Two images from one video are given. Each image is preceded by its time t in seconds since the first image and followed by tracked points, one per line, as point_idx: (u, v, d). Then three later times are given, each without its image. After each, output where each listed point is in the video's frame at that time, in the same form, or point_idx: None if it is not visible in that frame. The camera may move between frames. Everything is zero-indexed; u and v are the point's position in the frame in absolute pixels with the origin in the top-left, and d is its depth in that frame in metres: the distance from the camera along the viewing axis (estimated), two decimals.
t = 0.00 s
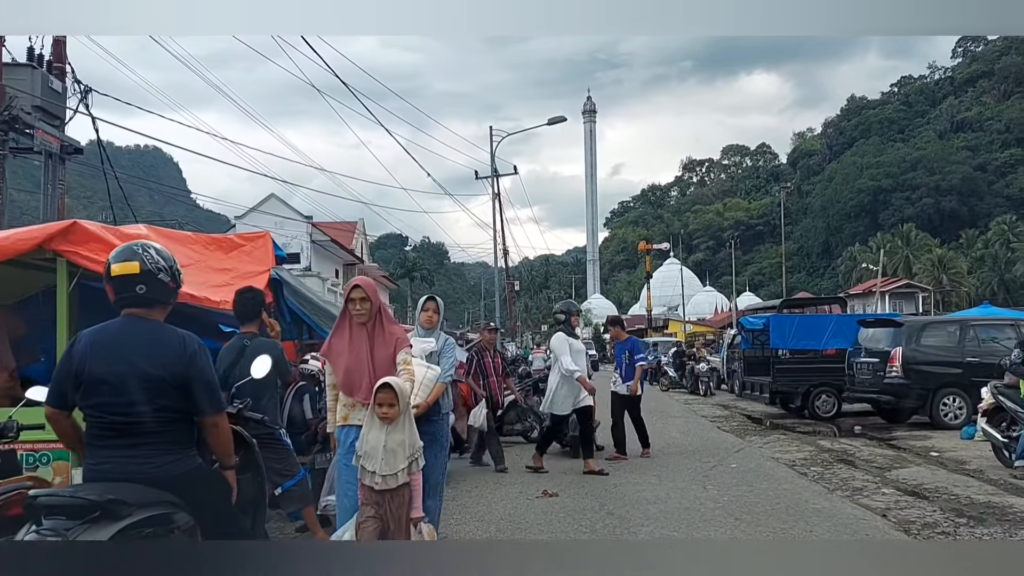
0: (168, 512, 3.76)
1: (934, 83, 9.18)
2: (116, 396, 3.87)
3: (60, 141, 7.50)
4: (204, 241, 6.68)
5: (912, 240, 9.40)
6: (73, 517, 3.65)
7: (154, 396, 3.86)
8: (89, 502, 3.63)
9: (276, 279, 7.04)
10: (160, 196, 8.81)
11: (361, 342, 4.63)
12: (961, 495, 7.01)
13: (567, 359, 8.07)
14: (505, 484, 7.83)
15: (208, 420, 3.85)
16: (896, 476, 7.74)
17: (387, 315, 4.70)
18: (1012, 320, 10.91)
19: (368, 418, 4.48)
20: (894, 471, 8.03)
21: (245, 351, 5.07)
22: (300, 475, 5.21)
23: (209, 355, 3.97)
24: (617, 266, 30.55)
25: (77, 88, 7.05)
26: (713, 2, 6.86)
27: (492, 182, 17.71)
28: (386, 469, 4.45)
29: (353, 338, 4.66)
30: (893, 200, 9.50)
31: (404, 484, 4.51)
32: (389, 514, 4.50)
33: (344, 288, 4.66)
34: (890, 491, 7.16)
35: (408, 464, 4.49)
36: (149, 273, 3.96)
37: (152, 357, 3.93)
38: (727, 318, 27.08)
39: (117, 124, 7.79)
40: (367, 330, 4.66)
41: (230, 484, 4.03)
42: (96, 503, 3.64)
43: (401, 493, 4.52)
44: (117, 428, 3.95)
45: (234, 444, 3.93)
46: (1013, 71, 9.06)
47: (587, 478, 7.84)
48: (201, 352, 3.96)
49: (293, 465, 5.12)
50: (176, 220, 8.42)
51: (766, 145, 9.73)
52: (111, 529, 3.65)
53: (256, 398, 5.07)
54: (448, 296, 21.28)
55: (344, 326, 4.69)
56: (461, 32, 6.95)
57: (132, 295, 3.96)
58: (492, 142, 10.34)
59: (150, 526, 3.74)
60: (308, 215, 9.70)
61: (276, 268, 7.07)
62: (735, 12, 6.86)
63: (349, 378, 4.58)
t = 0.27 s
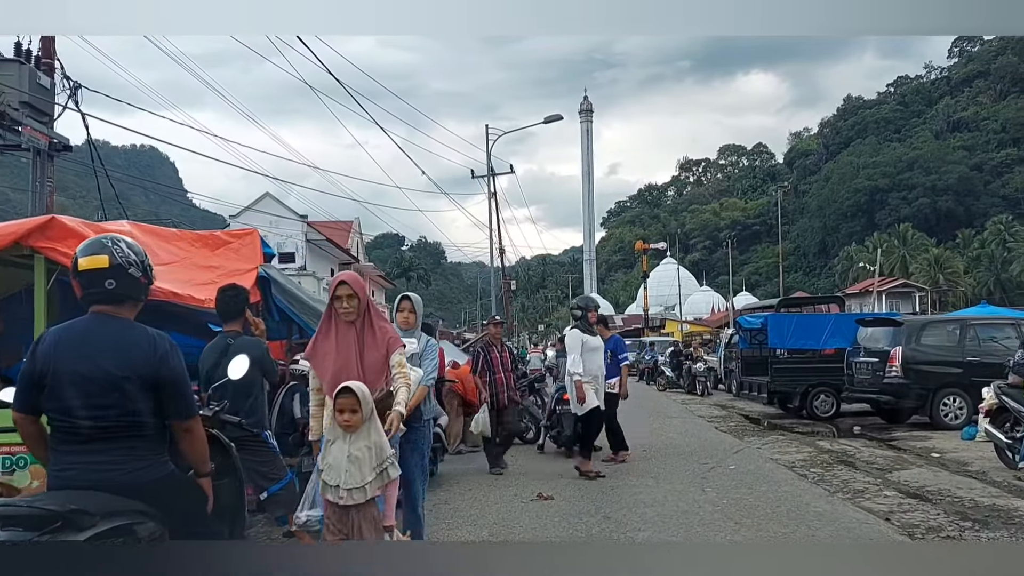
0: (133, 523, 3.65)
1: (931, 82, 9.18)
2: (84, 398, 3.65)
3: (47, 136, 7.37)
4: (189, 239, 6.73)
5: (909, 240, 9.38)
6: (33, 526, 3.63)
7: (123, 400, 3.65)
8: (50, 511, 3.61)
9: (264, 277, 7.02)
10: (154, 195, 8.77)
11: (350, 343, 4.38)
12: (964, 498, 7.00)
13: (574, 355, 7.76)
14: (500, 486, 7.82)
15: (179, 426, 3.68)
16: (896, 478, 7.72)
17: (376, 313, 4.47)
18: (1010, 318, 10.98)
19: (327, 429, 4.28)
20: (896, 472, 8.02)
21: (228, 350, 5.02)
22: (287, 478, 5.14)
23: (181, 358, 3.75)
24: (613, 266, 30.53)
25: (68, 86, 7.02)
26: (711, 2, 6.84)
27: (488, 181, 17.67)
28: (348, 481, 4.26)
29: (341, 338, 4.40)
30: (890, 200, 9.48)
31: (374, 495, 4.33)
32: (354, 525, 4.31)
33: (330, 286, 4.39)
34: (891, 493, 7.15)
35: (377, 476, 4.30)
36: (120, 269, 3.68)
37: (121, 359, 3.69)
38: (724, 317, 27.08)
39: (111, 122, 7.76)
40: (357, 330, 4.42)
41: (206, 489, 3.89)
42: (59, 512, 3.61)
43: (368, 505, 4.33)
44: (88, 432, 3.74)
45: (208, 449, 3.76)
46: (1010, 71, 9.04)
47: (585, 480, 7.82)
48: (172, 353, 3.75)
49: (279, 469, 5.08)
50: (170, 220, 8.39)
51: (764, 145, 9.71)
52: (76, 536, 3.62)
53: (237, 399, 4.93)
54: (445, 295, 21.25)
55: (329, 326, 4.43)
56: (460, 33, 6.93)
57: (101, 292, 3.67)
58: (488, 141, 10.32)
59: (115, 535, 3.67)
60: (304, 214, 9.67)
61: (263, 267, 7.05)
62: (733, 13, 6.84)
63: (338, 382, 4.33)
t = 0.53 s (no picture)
0: (98, 534, 3.32)
1: (928, 82, 9.15)
2: (43, 395, 3.32)
3: (38, 134, 7.24)
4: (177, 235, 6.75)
5: (906, 240, 9.37)
6: None
7: (90, 400, 3.30)
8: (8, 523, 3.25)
9: (253, 275, 6.95)
10: (149, 195, 8.72)
11: (343, 339, 4.04)
12: (969, 501, 6.99)
13: (586, 363, 7.47)
14: (497, 489, 7.79)
15: (151, 428, 3.33)
16: (897, 482, 7.69)
17: (373, 310, 4.13)
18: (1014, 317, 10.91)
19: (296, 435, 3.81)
20: (899, 474, 8.00)
21: (212, 350, 4.97)
22: (274, 485, 5.02)
23: (155, 358, 3.37)
24: (611, 266, 30.49)
25: (61, 84, 6.98)
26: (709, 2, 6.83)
27: (485, 181, 17.63)
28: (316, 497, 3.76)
29: (333, 334, 4.05)
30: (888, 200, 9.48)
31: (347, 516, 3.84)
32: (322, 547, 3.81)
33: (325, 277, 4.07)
34: (893, 496, 7.14)
35: (351, 493, 3.82)
36: (89, 262, 3.41)
37: (89, 356, 3.34)
38: (721, 317, 27.10)
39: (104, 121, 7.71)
40: (350, 326, 4.07)
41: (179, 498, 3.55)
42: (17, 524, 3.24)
43: (337, 524, 3.81)
44: (51, 436, 3.38)
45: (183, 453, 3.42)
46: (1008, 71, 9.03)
47: (583, 484, 7.78)
48: (147, 354, 3.36)
49: (266, 472, 5.00)
50: (165, 219, 8.34)
51: (761, 145, 9.69)
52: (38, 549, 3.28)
53: (221, 401, 4.80)
54: (442, 294, 21.22)
55: (321, 320, 4.08)
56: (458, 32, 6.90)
57: (69, 286, 3.40)
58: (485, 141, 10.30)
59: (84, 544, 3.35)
60: (299, 214, 9.62)
61: (255, 265, 6.99)
62: (731, 13, 6.83)
63: (327, 381, 3.96)
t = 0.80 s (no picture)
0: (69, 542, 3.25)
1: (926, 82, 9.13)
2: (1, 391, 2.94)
3: (29, 131, 7.23)
4: (166, 232, 6.77)
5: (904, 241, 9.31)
6: None
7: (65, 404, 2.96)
8: None
9: (242, 273, 6.80)
10: (143, 194, 8.66)
11: (323, 340, 3.64)
12: (974, 504, 6.97)
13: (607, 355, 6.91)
14: (494, 492, 7.76)
15: (129, 430, 3.08)
16: (906, 483, 7.67)
17: (358, 307, 3.70)
18: (1016, 317, 10.93)
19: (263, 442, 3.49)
20: (901, 476, 7.99)
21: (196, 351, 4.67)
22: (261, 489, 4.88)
23: (135, 357, 3.05)
24: (609, 266, 30.50)
25: (55, 82, 6.93)
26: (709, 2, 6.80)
27: (483, 181, 17.60)
28: (290, 509, 3.47)
29: (313, 334, 3.67)
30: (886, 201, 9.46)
31: (322, 532, 3.52)
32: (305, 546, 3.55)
33: (305, 271, 3.66)
34: (897, 499, 7.12)
35: (327, 505, 3.49)
36: (65, 256, 3.05)
37: (61, 355, 2.95)
38: (719, 317, 27.12)
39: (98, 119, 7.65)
40: (332, 326, 3.66)
41: (156, 506, 3.31)
42: None
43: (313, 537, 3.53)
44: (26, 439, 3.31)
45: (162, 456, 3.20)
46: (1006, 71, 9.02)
47: (580, 488, 7.75)
48: (125, 351, 3.03)
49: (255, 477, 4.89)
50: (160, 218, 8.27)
51: (759, 146, 9.65)
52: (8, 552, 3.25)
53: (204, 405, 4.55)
54: (440, 294, 21.18)
55: (301, 317, 3.69)
56: (456, 32, 6.87)
57: (43, 281, 3.02)
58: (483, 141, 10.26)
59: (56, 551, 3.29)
60: (296, 214, 9.57)
61: (243, 262, 6.83)
62: (730, 13, 6.81)
63: (305, 386, 3.61)
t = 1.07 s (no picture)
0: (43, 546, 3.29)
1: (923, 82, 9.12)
2: None
3: (20, 129, 7.20)
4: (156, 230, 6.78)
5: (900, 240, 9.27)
6: None
7: (42, 403, 3.24)
8: None
9: (234, 272, 6.85)
10: (139, 193, 8.64)
11: (297, 332, 3.61)
12: (977, 506, 6.97)
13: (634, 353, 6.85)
14: (489, 494, 7.75)
15: (106, 432, 3.30)
16: (908, 485, 7.70)
17: (334, 301, 3.67)
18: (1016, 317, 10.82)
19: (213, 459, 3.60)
20: (902, 477, 8.00)
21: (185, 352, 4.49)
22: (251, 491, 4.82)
23: (111, 353, 3.33)
24: (607, 266, 30.47)
25: (48, 79, 6.91)
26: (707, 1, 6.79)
27: (480, 180, 17.55)
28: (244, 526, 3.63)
29: (286, 326, 3.63)
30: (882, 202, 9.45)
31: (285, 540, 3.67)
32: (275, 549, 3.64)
33: (277, 265, 3.64)
34: (898, 501, 7.12)
35: (282, 520, 3.60)
36: (40, 251, 3.34)
37: (35, 353, 3.22)
38: (717, 317, 27.12)
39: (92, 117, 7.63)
40: (304, 318, 3.63)
41: (134, 510, 3.49)
42: None
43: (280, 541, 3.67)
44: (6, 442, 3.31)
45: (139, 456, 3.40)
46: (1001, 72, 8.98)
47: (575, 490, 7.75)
48: (99, 349, 3.28)
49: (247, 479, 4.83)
50: (154, 219, 8.25)
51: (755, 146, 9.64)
52: None
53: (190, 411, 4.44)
54: (438, 294, 21.14)
55: (274, 313, 3.67)
56: (452, 31, 6.84)
57: (18, 276, 3.31)
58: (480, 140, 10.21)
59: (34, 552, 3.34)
60: (292, 213, 9.53)
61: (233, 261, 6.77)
62: (727, 12, 6.79)
63: (276, 383, 3.56)
